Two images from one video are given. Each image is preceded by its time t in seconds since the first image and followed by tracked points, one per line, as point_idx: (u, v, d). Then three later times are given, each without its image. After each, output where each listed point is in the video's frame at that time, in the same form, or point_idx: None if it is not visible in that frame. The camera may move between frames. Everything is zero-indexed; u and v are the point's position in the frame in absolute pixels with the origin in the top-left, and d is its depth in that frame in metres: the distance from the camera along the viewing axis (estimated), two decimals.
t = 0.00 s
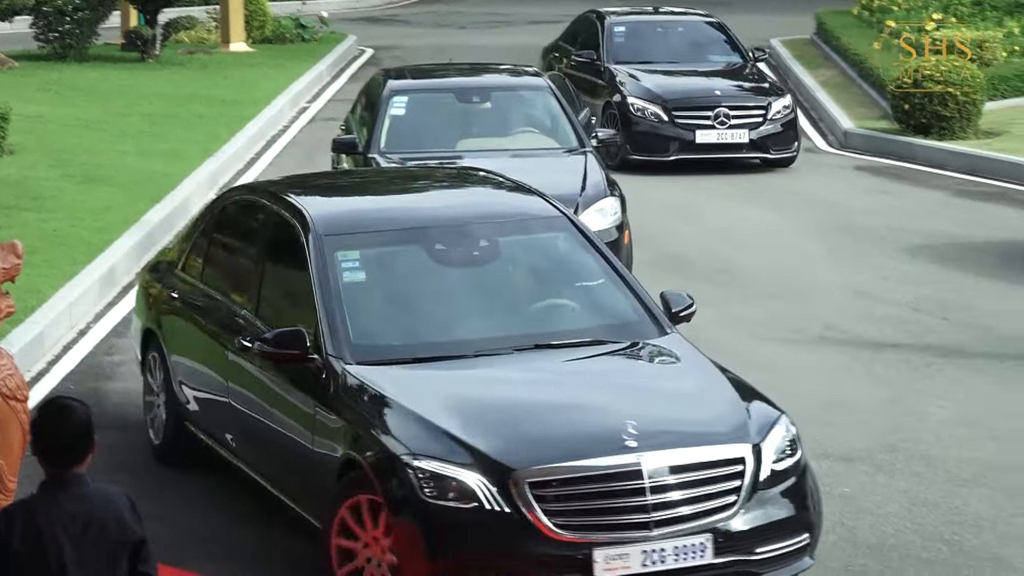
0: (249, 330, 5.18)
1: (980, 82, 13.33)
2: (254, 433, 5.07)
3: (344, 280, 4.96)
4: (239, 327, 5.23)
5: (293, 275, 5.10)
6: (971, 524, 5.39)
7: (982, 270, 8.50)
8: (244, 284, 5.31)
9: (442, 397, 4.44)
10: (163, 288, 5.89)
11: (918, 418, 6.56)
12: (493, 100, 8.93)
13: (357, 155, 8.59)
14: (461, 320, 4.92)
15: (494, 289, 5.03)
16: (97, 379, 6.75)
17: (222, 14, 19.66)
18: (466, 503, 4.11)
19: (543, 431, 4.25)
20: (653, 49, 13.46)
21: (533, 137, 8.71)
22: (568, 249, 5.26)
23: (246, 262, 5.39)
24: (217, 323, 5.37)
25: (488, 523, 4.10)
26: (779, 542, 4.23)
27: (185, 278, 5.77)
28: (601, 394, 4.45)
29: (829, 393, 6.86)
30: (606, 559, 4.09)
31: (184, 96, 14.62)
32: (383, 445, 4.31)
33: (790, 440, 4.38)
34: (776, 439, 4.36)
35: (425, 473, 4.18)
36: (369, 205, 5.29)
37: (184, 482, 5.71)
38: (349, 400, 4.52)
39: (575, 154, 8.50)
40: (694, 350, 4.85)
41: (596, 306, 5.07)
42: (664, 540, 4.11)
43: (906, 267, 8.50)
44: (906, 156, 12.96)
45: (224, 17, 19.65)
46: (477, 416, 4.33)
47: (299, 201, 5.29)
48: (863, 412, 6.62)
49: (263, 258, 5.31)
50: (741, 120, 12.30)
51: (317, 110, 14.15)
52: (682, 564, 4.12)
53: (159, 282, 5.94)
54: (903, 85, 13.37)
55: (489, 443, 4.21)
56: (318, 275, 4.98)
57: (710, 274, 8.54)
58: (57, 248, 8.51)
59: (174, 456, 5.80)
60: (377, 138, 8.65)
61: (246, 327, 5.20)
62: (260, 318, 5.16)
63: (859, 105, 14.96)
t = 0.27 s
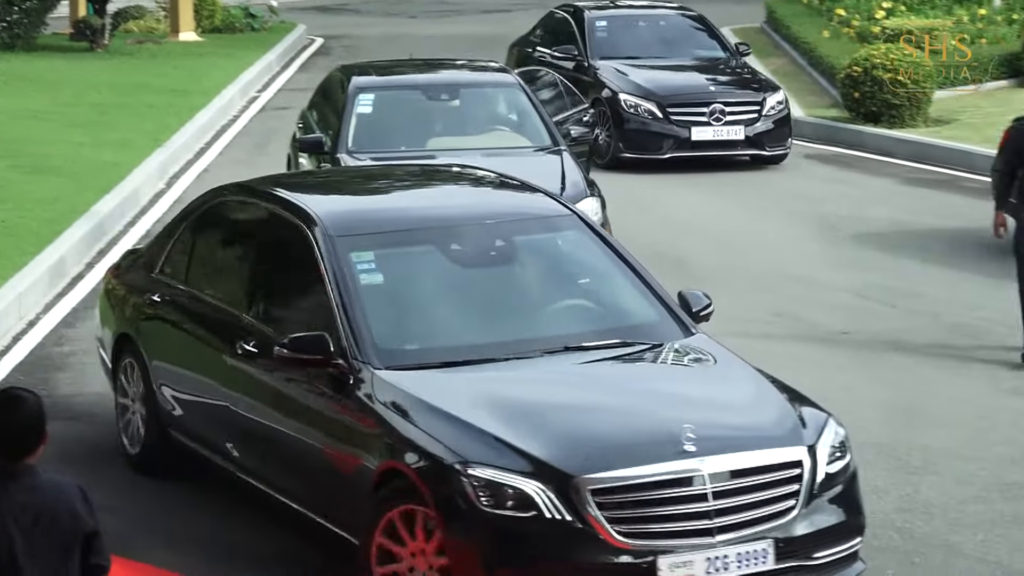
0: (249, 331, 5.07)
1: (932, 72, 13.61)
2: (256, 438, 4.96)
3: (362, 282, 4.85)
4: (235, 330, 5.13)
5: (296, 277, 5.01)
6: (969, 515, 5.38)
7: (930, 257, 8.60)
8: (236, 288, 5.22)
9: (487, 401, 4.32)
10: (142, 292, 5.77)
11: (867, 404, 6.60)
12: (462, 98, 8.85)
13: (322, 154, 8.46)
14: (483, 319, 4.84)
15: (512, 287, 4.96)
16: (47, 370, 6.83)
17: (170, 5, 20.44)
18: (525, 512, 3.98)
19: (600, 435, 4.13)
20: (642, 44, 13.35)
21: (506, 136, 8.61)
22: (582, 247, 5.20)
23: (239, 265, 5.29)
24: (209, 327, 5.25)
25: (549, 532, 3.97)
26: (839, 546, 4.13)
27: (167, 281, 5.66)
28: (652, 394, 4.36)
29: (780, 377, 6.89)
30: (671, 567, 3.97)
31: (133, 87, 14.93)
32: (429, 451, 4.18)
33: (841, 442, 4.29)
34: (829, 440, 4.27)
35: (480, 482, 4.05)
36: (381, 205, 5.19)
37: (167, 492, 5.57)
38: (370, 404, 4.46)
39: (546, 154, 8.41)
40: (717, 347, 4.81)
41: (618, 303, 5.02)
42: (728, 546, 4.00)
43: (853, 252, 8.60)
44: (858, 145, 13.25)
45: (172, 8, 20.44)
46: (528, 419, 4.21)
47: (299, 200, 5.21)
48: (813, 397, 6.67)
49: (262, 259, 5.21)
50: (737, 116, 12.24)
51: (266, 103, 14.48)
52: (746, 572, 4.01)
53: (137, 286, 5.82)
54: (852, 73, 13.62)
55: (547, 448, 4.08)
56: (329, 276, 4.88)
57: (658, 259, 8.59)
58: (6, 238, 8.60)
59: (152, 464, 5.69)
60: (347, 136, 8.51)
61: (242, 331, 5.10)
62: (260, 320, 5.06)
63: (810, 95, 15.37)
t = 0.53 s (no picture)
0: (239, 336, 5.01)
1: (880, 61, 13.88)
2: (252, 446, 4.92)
3: (372, 283, 4.80)
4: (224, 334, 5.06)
5: (288, 279, 4.96)
6: (961, 504, 5.50)
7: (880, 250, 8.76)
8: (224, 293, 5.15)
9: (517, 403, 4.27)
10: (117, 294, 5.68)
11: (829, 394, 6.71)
12: (431, 95, 8.74)
13: (291, 155, 8.29)
14: (494, 317, 4.81)
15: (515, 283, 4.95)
16: None
17: None
18: (568, 517, 3.92)
19: (639, 434, 4.08)
20: (621, 39, 13.10)
21: (479, 134, 8.54)
22: (583, 240, 5.20)
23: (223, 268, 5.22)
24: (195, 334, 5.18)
25: (593, 537, 3.91)
26: (878, 547, 4.11)
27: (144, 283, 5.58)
28: (682, 393, 4.33)
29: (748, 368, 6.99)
30: (716, 570, 3.90)
31: (83, 77, 14.87)
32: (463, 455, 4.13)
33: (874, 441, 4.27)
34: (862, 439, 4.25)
35: (520, 487, 3.98)
36: (382, 204, 5.13)
37: (149, 501, 5.51)
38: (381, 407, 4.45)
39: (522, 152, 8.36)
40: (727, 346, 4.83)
41: (620, 299, 5.05)
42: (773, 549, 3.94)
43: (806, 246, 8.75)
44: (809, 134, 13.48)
45: None
46: (563, 421, 4.16)
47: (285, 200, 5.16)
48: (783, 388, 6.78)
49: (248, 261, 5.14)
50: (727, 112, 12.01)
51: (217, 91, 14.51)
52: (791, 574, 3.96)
53: (110, 287, 5.73)
54: (803, 63, 13.91)
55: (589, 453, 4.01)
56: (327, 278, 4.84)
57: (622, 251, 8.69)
58: None
59: (131, 471, 5.62)
60: (316, 135, 8.38)
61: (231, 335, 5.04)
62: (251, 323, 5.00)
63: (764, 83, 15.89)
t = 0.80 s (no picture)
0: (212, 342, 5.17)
1: (805, 53, 15.38)
2: (241, 447, 5.08)
3: (371, 280, 4.98)
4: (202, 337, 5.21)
5: (273, 284, 5.13)
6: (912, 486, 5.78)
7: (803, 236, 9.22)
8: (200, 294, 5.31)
9: (535, 402, 4.41)
10: (86, 297, 5.85)
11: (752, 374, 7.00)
12: (387, 93, 8.93)
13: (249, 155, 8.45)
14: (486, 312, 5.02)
15: (501, 279, 5.16)
16: None
17: None
18: (597, 514, 4.04)
19: (659, 430, 4.21)
20: (581, 36, 13.86)
21: (434, 134, 8.76)
22: (566, 237, 5.44)
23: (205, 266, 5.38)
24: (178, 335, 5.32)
25: (623, 533, 4.02)
26: (892, 539, 4.31)
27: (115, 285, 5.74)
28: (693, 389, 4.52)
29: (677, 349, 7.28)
30: (746, 565, 4.05)
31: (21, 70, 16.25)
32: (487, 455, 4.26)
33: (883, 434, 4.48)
34: (872, 434, 4.44)
35: (548, 485, 4.10)
36: (371, 204, 5.32)
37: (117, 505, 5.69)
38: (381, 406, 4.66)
39: (477, 151, 8.60)
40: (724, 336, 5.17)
41: (610, 296, 5.29)
42: (798, 543, 4.11)
43: (732, 237, 9.18)
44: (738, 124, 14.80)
45: None
46: (585, 418, 4.29)
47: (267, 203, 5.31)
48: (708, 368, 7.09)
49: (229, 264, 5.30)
50: (693, 110, 12.93)
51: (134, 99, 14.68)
52: (814, 567, 4.14)
53: (79, 290, 5.89)
54: (731, 54, 15.41)
55: (617, 450, 4.13)
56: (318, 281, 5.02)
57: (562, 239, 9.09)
58: None
59: (103, 470, 5.81)
60: (272, 134, 8.56)
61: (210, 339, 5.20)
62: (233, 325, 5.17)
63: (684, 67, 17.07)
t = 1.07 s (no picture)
0: (191, 344, 5.48)
1: (742, 50, 16.37)
2: (239, 446, 5.32)
3: (378, 278, 5.25)
4: (187, 341, 5.50)
5: (267, 286, 5.40)
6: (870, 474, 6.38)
7: (750, 240, 9.94)
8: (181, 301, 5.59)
9: (556, 396, 4.64)
10: (76, 300, 6.08)
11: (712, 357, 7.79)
12: (362, 95, 9.36)
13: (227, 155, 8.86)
14: (481, 306, 5.31)
15: (489, 275, 5.43)
16: None
17: None
18: (624, 506, 4.28)
19: (679, 422, 4.48)
20: (548, 39, 14.46)
21: (414, 135, 9.15)
22: (561, 240, 5.73)
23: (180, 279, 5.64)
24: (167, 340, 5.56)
25: (651, 524, 4.27)
26: (900, 527, 4.64)
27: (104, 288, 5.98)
28: (703, 380, 4.79)
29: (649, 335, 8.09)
30: (768, 555, 4.34)
31: None
32: (512, 450, 4.47)
33: (888, 425, 4.81)
34: (877, 426, 4.77)
35: (574, 479, 4.34)
36: (371, 207, 5.61)
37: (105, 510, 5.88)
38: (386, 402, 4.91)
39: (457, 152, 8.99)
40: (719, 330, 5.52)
41: (605, 296, 5.58)
42: (815, 532, 4.42)
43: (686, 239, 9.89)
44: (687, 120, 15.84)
45: None
46: (606, 412, 4.53)
47: (262, 205, 5.56)
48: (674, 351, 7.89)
49: (224, 267, 5.56)
50: (667, 110, 13.53)
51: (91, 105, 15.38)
52: (830, 554, 4.46)
53: (70, 292, 6.13)
54: (672, 51, 16.33)
55: (642, 443, 4.38)
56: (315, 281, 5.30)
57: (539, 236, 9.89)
58: None
59: (93, 467, 6.04)
60: (252, 137, 8.95)
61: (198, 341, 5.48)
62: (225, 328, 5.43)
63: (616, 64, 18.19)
